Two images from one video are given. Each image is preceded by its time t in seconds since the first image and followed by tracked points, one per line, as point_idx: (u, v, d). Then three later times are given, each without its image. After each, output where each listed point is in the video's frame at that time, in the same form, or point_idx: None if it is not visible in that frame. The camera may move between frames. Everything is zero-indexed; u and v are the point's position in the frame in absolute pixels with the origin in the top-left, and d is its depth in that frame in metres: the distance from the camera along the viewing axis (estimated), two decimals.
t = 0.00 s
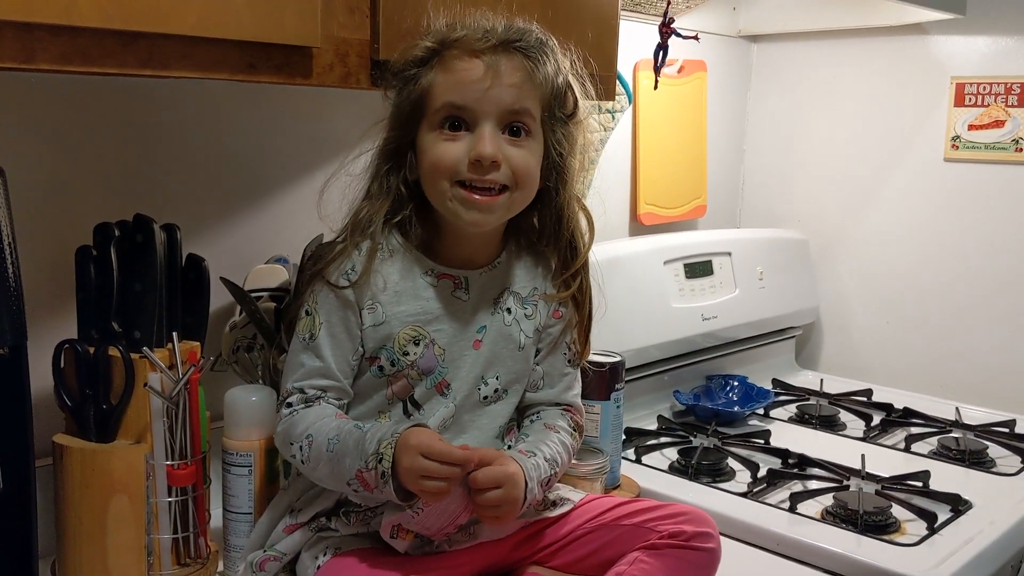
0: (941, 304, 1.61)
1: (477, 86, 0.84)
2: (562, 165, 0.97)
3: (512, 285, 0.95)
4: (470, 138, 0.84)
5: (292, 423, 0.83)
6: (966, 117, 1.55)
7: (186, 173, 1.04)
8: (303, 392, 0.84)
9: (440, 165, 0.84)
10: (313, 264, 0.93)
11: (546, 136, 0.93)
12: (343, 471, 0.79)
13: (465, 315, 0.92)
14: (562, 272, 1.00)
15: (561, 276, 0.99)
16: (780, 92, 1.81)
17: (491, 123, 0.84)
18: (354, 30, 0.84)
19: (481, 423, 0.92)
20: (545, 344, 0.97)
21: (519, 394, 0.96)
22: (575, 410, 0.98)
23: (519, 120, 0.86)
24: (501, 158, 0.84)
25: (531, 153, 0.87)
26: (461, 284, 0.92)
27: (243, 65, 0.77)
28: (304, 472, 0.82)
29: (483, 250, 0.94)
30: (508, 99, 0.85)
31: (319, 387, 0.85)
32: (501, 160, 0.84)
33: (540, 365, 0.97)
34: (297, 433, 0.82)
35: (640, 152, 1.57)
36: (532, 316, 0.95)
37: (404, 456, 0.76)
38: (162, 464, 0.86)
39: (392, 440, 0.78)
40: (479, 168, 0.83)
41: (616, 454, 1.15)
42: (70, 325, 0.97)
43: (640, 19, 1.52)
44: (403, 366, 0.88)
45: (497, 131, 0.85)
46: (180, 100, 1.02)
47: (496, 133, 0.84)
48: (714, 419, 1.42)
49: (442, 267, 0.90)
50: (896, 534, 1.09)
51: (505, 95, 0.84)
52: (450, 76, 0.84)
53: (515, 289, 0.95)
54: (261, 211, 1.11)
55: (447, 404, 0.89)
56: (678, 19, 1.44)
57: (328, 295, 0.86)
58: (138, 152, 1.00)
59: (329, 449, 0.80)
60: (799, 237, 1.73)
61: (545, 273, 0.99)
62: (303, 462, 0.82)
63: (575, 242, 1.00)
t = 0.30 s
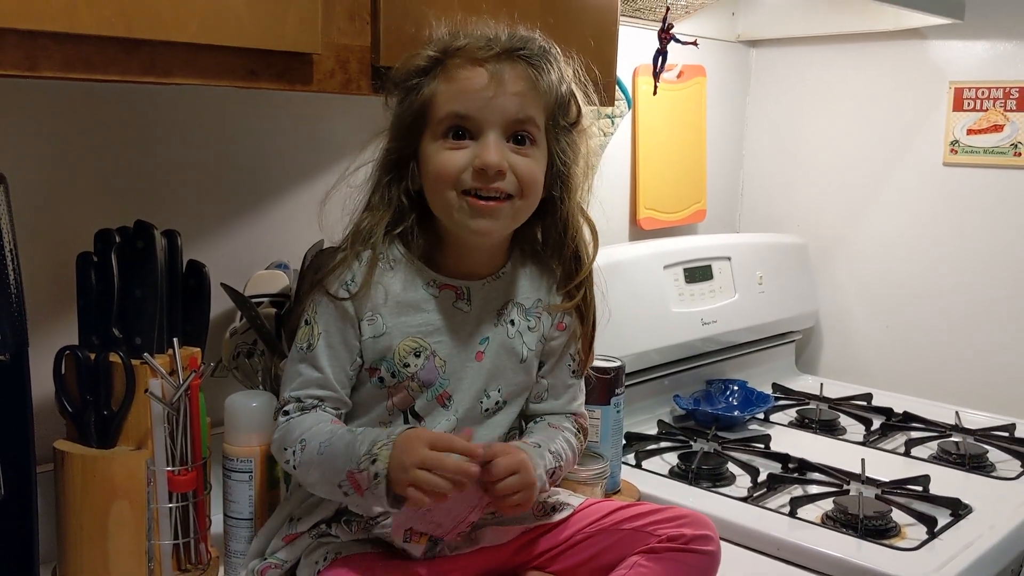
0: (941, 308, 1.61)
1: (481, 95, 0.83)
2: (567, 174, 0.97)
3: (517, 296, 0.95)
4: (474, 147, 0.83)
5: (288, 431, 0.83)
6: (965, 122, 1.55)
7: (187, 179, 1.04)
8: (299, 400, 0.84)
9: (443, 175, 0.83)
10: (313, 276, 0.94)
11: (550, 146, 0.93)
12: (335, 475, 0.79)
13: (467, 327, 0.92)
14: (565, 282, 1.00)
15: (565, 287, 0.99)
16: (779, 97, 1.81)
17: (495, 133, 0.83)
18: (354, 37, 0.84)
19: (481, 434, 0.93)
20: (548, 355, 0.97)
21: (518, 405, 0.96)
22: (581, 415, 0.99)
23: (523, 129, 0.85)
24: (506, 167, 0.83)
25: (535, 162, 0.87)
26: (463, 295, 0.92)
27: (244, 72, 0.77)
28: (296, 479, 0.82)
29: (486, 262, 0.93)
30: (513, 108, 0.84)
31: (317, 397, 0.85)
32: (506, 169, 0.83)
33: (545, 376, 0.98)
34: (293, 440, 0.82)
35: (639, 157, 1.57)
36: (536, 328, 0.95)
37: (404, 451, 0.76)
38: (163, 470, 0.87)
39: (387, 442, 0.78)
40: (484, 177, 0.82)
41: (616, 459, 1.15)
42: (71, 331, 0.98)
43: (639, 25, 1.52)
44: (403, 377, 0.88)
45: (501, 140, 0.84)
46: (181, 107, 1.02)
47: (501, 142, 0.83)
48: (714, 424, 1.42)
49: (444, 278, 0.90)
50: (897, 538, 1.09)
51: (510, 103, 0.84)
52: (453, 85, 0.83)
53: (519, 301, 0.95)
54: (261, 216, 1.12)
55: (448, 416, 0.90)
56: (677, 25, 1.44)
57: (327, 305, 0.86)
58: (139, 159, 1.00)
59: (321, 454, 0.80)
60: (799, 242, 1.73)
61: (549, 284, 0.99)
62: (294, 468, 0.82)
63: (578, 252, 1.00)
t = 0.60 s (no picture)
0: (940, 312, 1.61)
1: (495, 109, 0.76)
2: (589, 190, 0.89)
3: (539, 325, 0.89)
4: (490, 167, 0.76)
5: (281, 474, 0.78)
6: (963, 126, 1.56)
7: (187, 184, 1.04)
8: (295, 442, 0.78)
9: (455, 197, 0.76)
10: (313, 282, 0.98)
11: (573, 169, 0.87)
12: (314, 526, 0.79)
13: (485, 361, 0.86)
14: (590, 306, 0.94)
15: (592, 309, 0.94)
16: (778, 101, 1.81)
17: (512, 150, 0.76)
18: (353, 42, 0.84)
19: (497, 466, 0.87)
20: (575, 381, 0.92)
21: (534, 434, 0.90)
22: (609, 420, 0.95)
23: (541, 146, 0.79)
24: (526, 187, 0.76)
25: (558, 181, 0.79)
26: (483, 327, 0.86)
27: (242, 76, 0.77)
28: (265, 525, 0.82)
29: (507, 290, 0.87)
30: (529, 124, 0.77)
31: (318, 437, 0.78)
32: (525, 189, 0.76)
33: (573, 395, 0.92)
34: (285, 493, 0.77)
35: (638, 161, 1.57)
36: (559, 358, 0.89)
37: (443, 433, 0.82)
38: (162, 475, 0.86)
39: None
40: (501, 198, 0.75)
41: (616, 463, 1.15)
42: (69, 335, 0.98)
43: (638, 29, 1.53)
44: (418, 414, 0.83)
45: (519, 159, 0.77)
46: (180, 113, 1.02)
47: (518, 160, 0.76)
48: (714, 428, 1.42)
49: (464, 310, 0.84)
50: (896, 542, 1.09)
51: (525, 117, 0.77)
52: (463, 100, 0.77)
53: (543, 330, 0.89)
54: (261, 221, 1.12)
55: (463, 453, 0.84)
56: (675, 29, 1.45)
57: (336, 338, 0.79)
58: (139, 163, 1.00)
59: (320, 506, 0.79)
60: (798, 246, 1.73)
61: (574, 309, 0.92)
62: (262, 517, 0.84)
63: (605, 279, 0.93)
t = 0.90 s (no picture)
0: (940, 312, 1.61)
1: (467, 173, 0.70)
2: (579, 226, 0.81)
3: (540, 382, 0.81)
4: (469, 236, 0.70)
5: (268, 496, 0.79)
6: (964, 125, 1.56)
7: (187, 185, 1.04)
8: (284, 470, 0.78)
9: (434, 273, 0.71)
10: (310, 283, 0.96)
11: (558, 212, 0.80)
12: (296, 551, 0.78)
13: (472, 422, 0.79)
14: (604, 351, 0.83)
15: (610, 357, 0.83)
16: (778, 100, 1.81)
17: (493, 215, 0.71)
18: (353, 41, 0.84)
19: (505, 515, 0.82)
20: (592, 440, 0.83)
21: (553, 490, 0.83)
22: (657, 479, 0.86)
23: (522, 201, 0.73)
24: (510, 254, 0.71)
25: (544, 237, 0.74)
26: (472, 387, 0.79)
27: (243, 76, 0.77)
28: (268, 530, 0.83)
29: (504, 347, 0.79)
30: (508, 182, 0.71)
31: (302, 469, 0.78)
32: (510, 256, 0.71)
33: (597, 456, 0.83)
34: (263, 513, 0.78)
35: (638, 161, 1.57)
36: (562, 420, 0.81)
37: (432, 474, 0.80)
38: (163, 475, 0.86)
39: None
40: (483, 273, 0.70)
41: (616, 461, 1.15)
42: (71, 336, 0.98)
43: (638, 28, 1.53)
44: (397, 454, 0.80)
45: (501, 222, 0.71)
46: (181, 111, 1.02)
47: (500, 224, 0.71)
48: (714, 428, 1.42)
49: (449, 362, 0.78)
50: (897, 542, 1.09)
51: (503, 177, 0.71)
52: (431, 161, 0.71)
53: (544, 388, 0.81)
54: (261, 221, 1.12)
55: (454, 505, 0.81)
56: (676, 29, 1.45)
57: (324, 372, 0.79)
58: (139, 163, 1.00)
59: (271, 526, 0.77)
60: (798, 246, 1.73)
61: (585, 358, 0.82)
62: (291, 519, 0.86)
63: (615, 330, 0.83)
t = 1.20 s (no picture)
0: (941, 313, 1.61)
1: (451, 228, 0.71)
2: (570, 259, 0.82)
3: (535, 409, 0.83)
4: (458, 288, 0.72)
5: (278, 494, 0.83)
6: (964, 125, 1.55)
7: (186, 185, 1.04)
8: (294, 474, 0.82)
9: (428, 324, 0.73)
10: (312, 280, 0.99)
11: (547, 248, 0.80)
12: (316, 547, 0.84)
13: (467, 447, 0.81)
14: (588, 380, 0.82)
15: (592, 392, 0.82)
16: (779, 100, 1.81)
17: (480, 266, 0.72)
18: (352, 42, 0.84)
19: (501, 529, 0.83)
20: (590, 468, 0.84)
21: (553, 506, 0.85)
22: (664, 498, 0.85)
23: (510, 248, 0.74)
24: (500, 303, 0.72)
25: (535, 281, 0.75)
26: (469, 413, 0.81)
27: (243, 76, 0.77)
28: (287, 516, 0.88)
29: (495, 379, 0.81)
30: (493, 232, 0.72)
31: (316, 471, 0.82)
32: (500, 304, 0.72)
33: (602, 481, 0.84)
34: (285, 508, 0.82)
35: (639, 160, 1.57)
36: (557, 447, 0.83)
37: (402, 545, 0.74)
38: (162, 475, 0.86)
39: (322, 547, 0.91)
40: (474, 323, 0.72)
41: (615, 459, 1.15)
42: (70, 336, 0.98)
43: (638, 28, 1.52)
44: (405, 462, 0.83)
45: (489, 272, 0.72)
46: (180, 111, 1.02)
47: (487, 274, 0.72)
48: (714, 428, 1.42)
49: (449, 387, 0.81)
50: (897, 543, 1.09)
51: (488, 229, 0.72)
52: (415, 215, 0.72)
53: (541, 415, 0.83)
54: (261, 221, 1.11)
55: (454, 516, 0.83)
56: (675, 29, 1.45)
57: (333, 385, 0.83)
58: (139, 163, 1.00)
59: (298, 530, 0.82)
60: (798, 246, 1.73)
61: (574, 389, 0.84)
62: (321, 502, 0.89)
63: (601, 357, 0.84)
